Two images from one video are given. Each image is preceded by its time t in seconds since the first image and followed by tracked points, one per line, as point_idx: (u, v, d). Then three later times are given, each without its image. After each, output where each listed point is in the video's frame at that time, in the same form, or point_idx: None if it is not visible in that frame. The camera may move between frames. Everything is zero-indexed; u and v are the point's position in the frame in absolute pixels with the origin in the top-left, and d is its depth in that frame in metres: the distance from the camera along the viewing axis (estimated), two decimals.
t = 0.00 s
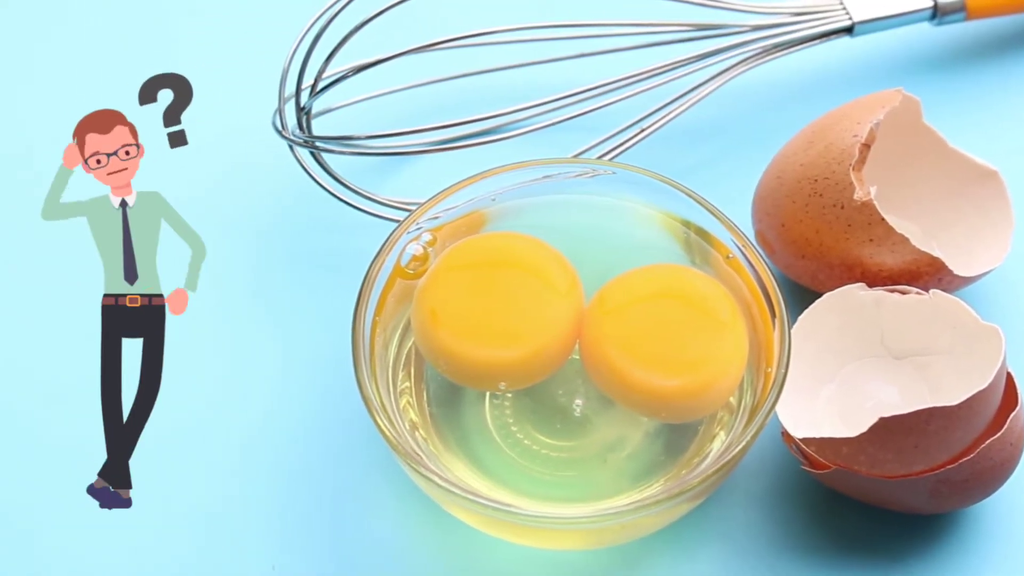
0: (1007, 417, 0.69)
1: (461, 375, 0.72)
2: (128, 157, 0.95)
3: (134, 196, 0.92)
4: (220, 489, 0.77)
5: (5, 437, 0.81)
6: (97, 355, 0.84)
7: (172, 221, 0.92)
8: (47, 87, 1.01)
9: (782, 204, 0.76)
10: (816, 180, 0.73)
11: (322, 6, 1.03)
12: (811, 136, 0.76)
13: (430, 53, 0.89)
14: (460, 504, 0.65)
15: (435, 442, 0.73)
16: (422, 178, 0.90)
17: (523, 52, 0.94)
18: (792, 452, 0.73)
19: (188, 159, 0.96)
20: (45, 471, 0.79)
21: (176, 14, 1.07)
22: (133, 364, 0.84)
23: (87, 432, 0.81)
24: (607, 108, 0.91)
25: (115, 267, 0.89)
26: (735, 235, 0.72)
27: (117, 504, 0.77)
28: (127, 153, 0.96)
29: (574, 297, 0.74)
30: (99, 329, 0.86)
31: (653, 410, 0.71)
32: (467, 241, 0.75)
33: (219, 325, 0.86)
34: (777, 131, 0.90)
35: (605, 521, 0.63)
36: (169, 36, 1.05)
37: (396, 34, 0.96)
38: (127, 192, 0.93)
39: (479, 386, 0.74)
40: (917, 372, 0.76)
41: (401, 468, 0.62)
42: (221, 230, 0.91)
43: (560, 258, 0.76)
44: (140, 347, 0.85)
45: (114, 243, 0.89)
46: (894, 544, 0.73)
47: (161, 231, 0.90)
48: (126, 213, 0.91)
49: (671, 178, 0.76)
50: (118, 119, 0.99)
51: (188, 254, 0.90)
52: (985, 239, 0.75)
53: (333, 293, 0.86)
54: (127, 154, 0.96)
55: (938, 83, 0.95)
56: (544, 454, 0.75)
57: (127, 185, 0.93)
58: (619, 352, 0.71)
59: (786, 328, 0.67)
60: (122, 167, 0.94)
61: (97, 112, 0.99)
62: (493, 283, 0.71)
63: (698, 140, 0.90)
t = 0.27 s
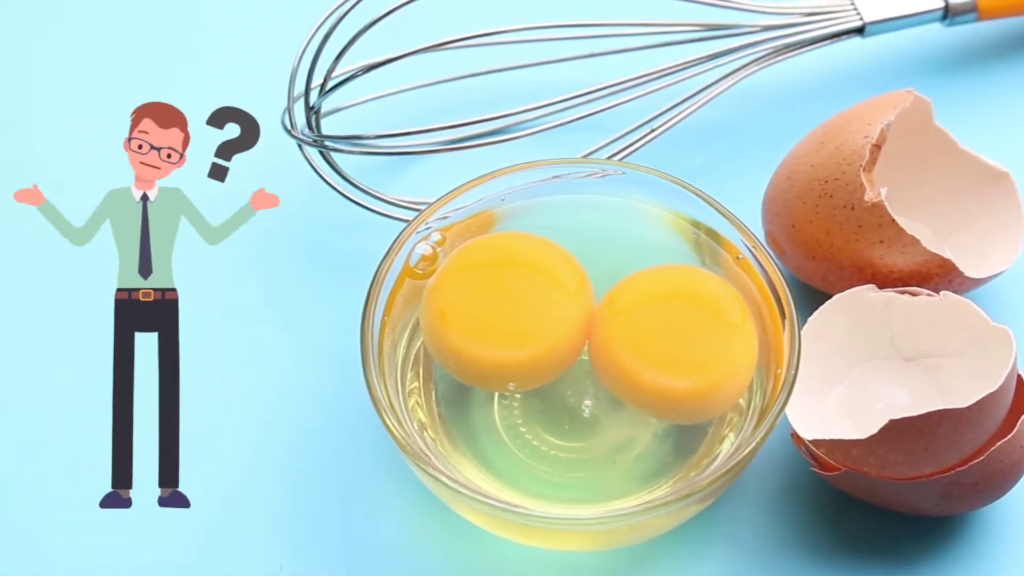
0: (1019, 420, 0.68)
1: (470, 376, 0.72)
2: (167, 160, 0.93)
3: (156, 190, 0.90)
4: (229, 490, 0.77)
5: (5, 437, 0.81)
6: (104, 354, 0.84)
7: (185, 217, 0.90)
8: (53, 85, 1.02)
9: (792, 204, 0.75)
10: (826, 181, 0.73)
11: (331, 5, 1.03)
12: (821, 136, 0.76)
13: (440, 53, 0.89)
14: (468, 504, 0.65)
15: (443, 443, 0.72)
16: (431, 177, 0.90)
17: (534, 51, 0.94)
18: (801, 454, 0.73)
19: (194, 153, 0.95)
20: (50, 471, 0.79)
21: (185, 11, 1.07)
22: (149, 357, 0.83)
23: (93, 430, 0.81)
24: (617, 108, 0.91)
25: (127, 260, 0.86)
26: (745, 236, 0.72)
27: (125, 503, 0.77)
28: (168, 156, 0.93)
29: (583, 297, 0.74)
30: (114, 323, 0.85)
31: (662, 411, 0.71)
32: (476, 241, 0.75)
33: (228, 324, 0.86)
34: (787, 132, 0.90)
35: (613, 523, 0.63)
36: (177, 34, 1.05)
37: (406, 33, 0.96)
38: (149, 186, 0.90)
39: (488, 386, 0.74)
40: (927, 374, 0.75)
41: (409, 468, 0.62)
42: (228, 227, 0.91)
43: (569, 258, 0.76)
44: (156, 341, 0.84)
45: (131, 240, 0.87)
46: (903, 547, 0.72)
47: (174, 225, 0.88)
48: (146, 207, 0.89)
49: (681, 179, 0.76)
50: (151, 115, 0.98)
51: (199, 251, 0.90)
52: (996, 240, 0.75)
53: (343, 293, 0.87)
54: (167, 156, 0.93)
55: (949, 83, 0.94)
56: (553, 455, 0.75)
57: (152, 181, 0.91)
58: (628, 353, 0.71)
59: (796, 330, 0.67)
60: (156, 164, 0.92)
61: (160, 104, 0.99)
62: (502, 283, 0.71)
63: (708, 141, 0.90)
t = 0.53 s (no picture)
0: None
1: (477, 375, 0.72)
2: (170, 160, 0.91)
3: (157, 190, 0.88)
4: (234, 490, 0.77)
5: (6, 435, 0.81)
6: (110, 354, 0.84)
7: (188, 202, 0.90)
8: (63, 82, 1.02)
9: (801, 205, 0.75)
10: (835, 181, 0.73)
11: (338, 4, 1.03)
12: (830, 137, 0.76)
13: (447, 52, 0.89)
14: (474, 505, 0.64)
15: (450, 443, 0.72)
16: (437, 177, 0.90)
17: (541, 51, 0.94)
18: (809, 455, 0.73)
19: (197, 153, 0.95)
20: (55, 470, 0.79)
21: (191, 10, 1.07)
22: (149, 355, 0.84)
23: (99, 429, 0.81)
24: (624, 108, 0.91)
25: (128, 259, 0.86)
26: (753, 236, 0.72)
27: (138, 503, 0.77)
28: (172, 156, 0.92)
29: (590, 297, 0.74)
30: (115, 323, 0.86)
31: (670, 411, 0.71)
32: (484, 241, 0.75)
33: (234, 324, 0.86)
34: (794, 132, 0.90)
35: (621, 524, 0.62)
36: (184, 32, 1.05)
37: (413, 33, 0.96)
38: (150, 184, 0.89)
39: (495, 386, 0.73)
40: (935, 375, 0.75)
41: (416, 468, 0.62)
42: (237, 206, 0.92)
43: (577, 258, 0.75)
44: (156, 340, 0.84)
45: (132, 237, 0.87)
46: (911, 548, 0.72)
47: (176, 223, 0.88)
48: (148, 206, 0.88)
49: (689, 179, 0.76)
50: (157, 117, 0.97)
51: (198, 252, 0.90)
52: (1004, 239, 0.75)
53: (350, 293, 0.86)
54: (171, 157, 0.91)
55: (957, 84, 0.94)
56: (560, 455, 0.74)
57: (153, 182, 0.89)
58: (635, 354, 0.70)
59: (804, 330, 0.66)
60: (158, 165, 0.90)
61: (166, 104, 0.99)
62: (509, 283, 0.71)
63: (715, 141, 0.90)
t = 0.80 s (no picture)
0: None
1: (482, 376, 0.72)
2: (170, 160, 0.92)
3: (157, 190, 0.89)
4: (241, 490, 0.77)
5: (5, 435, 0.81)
6: (111, 353, 0.84)
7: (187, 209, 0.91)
8: (67, 81, 1.02)
9: (808, 205, 0.75)
10: (842, 182, 0.73)
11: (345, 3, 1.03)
12: (837, 137, 0.75)
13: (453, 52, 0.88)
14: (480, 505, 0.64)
15: (456, 443, 0.72)
16: (443, 177, 0.90)
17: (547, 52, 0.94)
18: (816, 456, 0.73)
19: (197, 153, 0.95)
20: (60, 470, 0.79)
21: (197, 9, 1.07)
22: (149, 355, 0.83)
23: (106, 429, 0.81)
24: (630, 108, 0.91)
25: (127, 261, 0.86)
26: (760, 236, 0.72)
27: (139, 503, 0.77)
28: (171, 156, 0.92)
29: (596, 297, 0.73)
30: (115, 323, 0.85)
31: (676, 412, 0.71)
32: (490, 241, 0.75)
33: (240, 324, 0.86)
34: (801, 133, 0.90)
35: (626, 524, 0.62)
36: (189, 32, 1.05)
37: (419, 33, 0.96)
38: (150, 185, 0.90)
39: (501, 386, 0.73)
40: (943, 376, 0.75)
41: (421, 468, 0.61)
42: (234, 219, 0.92)
43: (583, 258, 0.75)
44: (156, 340, 0.84)
45: (132, 237, 0.87)
46: (917, 550, 0.72)
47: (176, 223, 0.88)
48: (147, 206, 0.88)
49: (696, 179, 0.76)
50: (155, 115, 0.98)
51: (198, 252, 0.90)
52: (1012, 240, 0.74)
53: (356, 292, 0.86)
54: (171, 157, 0.92)
55: (965, 84, 0.94)
56: (566, 456, 0.74)
57: (153, 182, 0.90)
58: (642, 354, 0.70)
59: (811, 331, 0.66)
60: (158, 165, 0.91)
61: (166, 104, 0.99)
62: (515, 283, 0.71)
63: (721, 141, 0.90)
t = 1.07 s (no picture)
0: None
1: (486, 376, 0.72)
2: (170, 160, 0.92)
3: (157, 190, 0.89)
4: (243, 490, 0.77)
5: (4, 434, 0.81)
6: (111, 353, 0.84)
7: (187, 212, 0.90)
8: (69, 79, 1.01)
9: (813, 205, 0.75)
10: (848, 182, 0.72)
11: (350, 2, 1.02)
12: (843, 137, 0.75)
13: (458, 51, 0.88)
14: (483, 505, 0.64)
15: (460, 443, 0.72)
16: (447, 176, 0.90)
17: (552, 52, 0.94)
18: (821, 457, 0.73)
19: (197, 153, 0.95)
20: (62, 470, 0.79)
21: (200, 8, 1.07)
22: (149, 355, 0.83)
23: (106, 429, 0.80)
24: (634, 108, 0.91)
25: (128, 261, 0.86)
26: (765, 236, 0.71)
27: (138, 502, 0.77)
28: (171, 156, 0.92)
29: (601, 297, 0.73)
30: (115, 322, 0.85)
31: (681, 412, 0.70)
32: (495, 241, 0.75)
33: (242, 324, 0.86)
34: (806, 132, 0.90)
35: (630, 525, 0.62)
36: (193, 31, 1.05)
37: (424, 32, 0.96)
38: (150, 185, 0.89)
39: (505, 386, 0.73)
40: (948, 377, 0.75)
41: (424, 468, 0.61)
42: (233, 221, 0.91)
43: (588, 258, 0.75)
44: (156, 340, 0.84)
45: (132, 237, 0.87)
46: (922, 551, 0.72)
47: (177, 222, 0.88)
48: (147, 206, 0.88)
49: (701, 179, 0.75)
50: (155, 115, 0.98)
51: (198, 251, 0.90)
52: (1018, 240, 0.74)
53: (359, 292, 0.86)
54: (170, 157, 0.92)
55: (971, 84, 0.94)
56: (570, 456, 0.74)
57: (153, 182, 0.90)
58: (646, 354, 0.70)
59: (816, 332, 0.66)
60: (158, 164, 0.91)
61: (166, 104, 0.99)
62: (519, 283, 0.70)
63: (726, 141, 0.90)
